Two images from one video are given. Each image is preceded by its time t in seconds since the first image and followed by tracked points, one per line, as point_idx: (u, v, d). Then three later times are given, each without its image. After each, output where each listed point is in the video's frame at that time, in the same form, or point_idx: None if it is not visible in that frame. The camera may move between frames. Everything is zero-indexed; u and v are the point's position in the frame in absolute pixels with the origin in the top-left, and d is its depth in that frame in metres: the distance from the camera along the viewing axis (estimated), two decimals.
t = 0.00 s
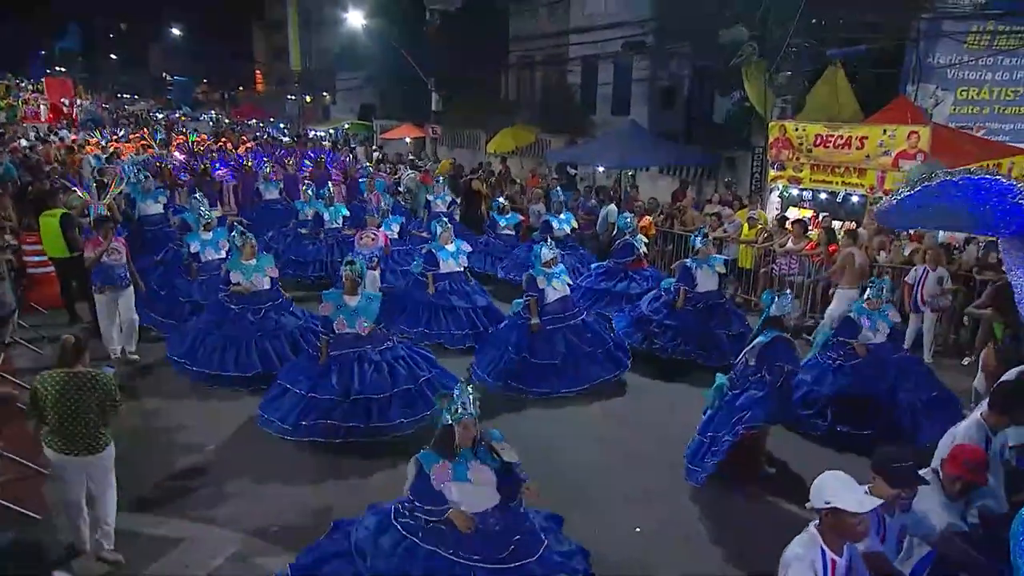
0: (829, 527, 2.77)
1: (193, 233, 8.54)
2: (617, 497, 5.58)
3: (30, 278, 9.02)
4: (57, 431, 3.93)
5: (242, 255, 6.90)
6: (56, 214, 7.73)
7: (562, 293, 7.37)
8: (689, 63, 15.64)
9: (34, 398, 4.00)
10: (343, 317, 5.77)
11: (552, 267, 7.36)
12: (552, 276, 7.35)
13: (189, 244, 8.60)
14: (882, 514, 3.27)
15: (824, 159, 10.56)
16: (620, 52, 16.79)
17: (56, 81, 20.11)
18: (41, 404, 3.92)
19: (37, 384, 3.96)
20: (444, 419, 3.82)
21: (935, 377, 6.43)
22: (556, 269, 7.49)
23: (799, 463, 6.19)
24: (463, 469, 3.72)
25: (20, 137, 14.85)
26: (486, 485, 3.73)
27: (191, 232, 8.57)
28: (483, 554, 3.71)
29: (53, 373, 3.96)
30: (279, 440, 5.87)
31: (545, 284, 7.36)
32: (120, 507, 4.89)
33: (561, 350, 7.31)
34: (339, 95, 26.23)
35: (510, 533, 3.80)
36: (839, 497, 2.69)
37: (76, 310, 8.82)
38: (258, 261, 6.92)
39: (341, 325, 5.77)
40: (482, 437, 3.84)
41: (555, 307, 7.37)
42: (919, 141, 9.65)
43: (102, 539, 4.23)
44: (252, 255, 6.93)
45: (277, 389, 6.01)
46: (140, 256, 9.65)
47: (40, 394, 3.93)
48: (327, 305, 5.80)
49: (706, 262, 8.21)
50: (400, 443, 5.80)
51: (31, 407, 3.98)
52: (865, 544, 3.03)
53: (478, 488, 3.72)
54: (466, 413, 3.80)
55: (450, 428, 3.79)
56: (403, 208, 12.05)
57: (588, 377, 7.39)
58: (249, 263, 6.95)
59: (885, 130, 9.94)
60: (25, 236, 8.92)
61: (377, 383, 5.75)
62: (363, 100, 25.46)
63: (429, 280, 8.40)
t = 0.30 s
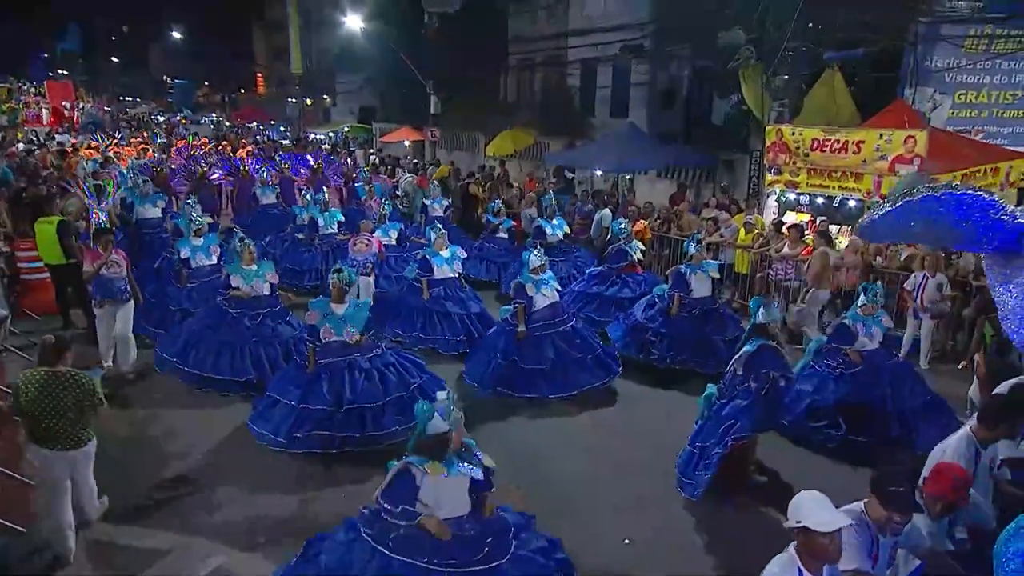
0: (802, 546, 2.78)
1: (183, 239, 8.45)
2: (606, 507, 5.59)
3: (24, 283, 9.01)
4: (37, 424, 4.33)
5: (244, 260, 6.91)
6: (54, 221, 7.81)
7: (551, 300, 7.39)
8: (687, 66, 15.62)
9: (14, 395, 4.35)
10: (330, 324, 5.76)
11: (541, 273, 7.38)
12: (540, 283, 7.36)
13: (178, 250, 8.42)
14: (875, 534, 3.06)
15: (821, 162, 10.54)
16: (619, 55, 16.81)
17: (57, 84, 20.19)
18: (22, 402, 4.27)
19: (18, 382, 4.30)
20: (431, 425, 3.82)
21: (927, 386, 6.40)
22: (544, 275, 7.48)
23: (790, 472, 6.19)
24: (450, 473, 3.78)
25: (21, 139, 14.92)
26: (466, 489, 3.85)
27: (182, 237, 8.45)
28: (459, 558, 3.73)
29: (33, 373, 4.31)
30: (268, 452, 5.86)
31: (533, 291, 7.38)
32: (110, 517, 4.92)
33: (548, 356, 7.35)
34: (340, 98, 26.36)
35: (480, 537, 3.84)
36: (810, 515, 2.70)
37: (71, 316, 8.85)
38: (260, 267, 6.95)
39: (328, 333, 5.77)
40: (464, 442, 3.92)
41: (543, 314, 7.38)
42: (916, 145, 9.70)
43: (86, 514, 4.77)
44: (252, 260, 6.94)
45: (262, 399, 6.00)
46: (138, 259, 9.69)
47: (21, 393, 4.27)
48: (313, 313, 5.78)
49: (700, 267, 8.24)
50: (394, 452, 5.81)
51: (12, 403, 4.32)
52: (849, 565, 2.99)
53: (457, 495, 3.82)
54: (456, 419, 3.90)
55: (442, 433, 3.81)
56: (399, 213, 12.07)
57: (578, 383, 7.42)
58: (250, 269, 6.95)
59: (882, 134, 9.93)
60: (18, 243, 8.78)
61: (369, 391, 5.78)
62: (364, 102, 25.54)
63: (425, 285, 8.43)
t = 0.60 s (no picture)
0: (779, 567, 2.81)
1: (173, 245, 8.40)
2: (604, 511, 5.61)
3: (21, 288, 8.96)
4: (36, 415, 4.56)
5: (244, 266, 6.91)
6: (51, 227, 7.91)
7: (547, 306, 7.42)
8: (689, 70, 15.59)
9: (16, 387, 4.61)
10: (323, 333, 5.82)
11: (536, 280, 7.39)
12: (536, 289, 7.40)
13: (171, 257, 8.45)
14: (858, 556, 3.17)
15: (820, 167, 10.52)
16: (620, 58, 16.81)
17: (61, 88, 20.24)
18: (23, 393, 4.53)
19: (20, 375, 4.56)
20: (416, 426, 3.89)
21: (924, 396, 6.37)
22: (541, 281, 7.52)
23: (780, 477, 6.18)
24: (438, 475, 3.83)
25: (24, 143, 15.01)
26: (456, 490, 3.86)
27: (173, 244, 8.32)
28: (455, 564, 3.86)
29: (35, 365, 4.58)
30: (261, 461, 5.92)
31: (528, 296, 7.43)
32: (101, 524, 4.99)
33: (541, 362, 7.38)
34: (343, 101, 26.46)
35: (475, 541, 3.96)
36: (786, 535, 2.74)
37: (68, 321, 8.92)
38: (261, 274, 6.99)
39: (321, 341, 5.82)
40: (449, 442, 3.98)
41: (539, 321, 7.42)
42: (915, 150, 9.61)
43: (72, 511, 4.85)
44: (254, 266, 6.94)
45: (253, 410, 6.06)
46: (137, 264, 9.76)
47: (22, 385, 4.54)
48: (305, 322, 5.83)
49: (699, 273, 8.27)
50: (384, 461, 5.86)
51: (14, 395, 4.59)
52: None
53: (448, 492, 3.83)
54: (440, 420, 3.97)
55: (426, 435, 3.89)
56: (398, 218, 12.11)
57: (570, 388, 7.44)
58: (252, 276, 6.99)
59: (881, 139, 9.88)
60: (14, 248, 8.67)
61: (361, 402, 5.84)
62: (367, 105, 25.61)
63: (423, 290, 8.46)
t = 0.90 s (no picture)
0: None
1: (164, 252, 8.43)
2: (594, 522, 5.60)
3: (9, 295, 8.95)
4: (15, 418, 4.63)
5: (229, 274, 6.93)
6: (37, 234, 7.94)
7: (537, 313, 7.41)
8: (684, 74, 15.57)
9: None
10: (312, 342, 5.84)
11: (528, 287, 7.39)
12: (528, 295, 7.38)
13: (160, 263, 8.46)
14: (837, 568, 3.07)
15: (814, 172, 10.51)
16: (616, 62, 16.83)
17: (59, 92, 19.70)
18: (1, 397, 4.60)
19: None
20: (405, 444, 3.85)
21: (912, 403, 6.36)
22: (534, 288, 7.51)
23: (766, 485, 6.18)
24: (427, 493, 3.84)
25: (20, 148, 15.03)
26: (447, 507, 3.89)
27: (163, 251, 8.43)
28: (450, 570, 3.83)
29: (11, 370, 4.65)
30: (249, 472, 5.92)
31: (522, 304, 7.41)
32: (75, 539, 4.96)
33: (530, 366, 7.41)
34: (341, 104, 26.48)
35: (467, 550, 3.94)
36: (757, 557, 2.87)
37: (56, 327, 8.92)
38: (245, 282, 6.99)
39: (311, 352, 5.84)
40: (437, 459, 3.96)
41: (530, 328, 7.39)
42: (907, 154, 9.59)
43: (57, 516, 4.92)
44: (239, 275, 6.95)
45: (238, 419, 6.07)
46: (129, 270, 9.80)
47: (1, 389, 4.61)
48: (294, 332, 5.85)
49: (692, 279, 8.21)
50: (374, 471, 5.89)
51: None
52: None
53: (438, 509, 3.85)
54: (427, 436, 3.91)
55: (414, 451, 3.85)
56: (391, 224, 12.12)
57: (560, 395, 7.42)
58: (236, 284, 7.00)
59: (873, 144, 9.87)
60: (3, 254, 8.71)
61: (349, 411, 5.85)
62: (364, 108, 25.64)
63: (414, 296, 8.49)
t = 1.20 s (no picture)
0: None
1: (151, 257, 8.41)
2: (577, 531, 5.58)
3: None
4: None
5: (203, 283, 6.91)
6: (17, 240, 7.87)
7: (525, 319, 7.38)
8: (677, 76, 15.54)
9: None
10: (289, 349, 5.81)
11: (516, 293, 7.34)
12: (516, 302, 7.36)
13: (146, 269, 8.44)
14: None
15: (805, 175, 10.41)
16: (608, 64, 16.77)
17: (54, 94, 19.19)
18: None
19: None
20: (386, 457, 3.83)
21: (896, 410, 6.35)
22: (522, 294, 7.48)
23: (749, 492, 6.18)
24: (408, 504, 3.82)
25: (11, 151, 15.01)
26: (427, 517, 3.86)
27: (152, 256, 8.35)
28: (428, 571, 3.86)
29: None
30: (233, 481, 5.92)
31: (509, 310, 7.38)
32: (47, 553, 4.93)
33: (518, 376, 7.33)
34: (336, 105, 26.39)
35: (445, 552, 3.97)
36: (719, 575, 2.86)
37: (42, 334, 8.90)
38: (220, 290, 6.97)
39: (285, 358, 5.81)
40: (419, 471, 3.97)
41: (518, 334, 7.39)
42: (896, 158, 9.60)
43: (28, 504, 5.21)
44: (212, 283, 6.94)
45: (220, 430, 6.06)
46: (118, 276, 9.78)
47: None
48: (271, 339, 5.80)
49: (682, 286, 8.25)
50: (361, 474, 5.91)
51: None
52: None
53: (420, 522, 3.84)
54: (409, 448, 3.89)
55: (396, 464, 3.82)
56: (382, 228, 12.07)
57: (547, 405, 7.37)
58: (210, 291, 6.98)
59: (862, 147, 9.81)
60: None
61: (333, 416, 5.84)
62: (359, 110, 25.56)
63: (402, 302, 8.48)
